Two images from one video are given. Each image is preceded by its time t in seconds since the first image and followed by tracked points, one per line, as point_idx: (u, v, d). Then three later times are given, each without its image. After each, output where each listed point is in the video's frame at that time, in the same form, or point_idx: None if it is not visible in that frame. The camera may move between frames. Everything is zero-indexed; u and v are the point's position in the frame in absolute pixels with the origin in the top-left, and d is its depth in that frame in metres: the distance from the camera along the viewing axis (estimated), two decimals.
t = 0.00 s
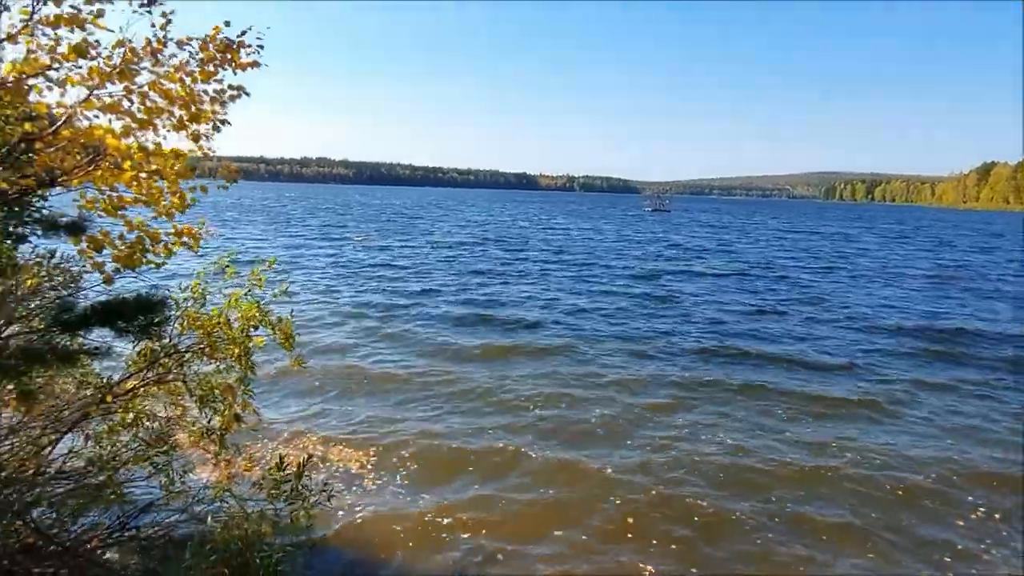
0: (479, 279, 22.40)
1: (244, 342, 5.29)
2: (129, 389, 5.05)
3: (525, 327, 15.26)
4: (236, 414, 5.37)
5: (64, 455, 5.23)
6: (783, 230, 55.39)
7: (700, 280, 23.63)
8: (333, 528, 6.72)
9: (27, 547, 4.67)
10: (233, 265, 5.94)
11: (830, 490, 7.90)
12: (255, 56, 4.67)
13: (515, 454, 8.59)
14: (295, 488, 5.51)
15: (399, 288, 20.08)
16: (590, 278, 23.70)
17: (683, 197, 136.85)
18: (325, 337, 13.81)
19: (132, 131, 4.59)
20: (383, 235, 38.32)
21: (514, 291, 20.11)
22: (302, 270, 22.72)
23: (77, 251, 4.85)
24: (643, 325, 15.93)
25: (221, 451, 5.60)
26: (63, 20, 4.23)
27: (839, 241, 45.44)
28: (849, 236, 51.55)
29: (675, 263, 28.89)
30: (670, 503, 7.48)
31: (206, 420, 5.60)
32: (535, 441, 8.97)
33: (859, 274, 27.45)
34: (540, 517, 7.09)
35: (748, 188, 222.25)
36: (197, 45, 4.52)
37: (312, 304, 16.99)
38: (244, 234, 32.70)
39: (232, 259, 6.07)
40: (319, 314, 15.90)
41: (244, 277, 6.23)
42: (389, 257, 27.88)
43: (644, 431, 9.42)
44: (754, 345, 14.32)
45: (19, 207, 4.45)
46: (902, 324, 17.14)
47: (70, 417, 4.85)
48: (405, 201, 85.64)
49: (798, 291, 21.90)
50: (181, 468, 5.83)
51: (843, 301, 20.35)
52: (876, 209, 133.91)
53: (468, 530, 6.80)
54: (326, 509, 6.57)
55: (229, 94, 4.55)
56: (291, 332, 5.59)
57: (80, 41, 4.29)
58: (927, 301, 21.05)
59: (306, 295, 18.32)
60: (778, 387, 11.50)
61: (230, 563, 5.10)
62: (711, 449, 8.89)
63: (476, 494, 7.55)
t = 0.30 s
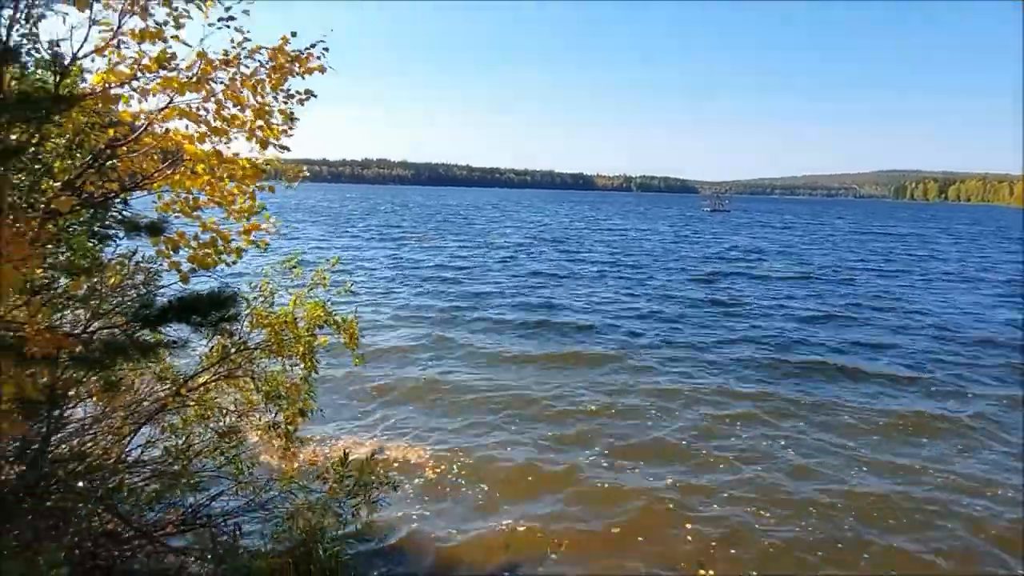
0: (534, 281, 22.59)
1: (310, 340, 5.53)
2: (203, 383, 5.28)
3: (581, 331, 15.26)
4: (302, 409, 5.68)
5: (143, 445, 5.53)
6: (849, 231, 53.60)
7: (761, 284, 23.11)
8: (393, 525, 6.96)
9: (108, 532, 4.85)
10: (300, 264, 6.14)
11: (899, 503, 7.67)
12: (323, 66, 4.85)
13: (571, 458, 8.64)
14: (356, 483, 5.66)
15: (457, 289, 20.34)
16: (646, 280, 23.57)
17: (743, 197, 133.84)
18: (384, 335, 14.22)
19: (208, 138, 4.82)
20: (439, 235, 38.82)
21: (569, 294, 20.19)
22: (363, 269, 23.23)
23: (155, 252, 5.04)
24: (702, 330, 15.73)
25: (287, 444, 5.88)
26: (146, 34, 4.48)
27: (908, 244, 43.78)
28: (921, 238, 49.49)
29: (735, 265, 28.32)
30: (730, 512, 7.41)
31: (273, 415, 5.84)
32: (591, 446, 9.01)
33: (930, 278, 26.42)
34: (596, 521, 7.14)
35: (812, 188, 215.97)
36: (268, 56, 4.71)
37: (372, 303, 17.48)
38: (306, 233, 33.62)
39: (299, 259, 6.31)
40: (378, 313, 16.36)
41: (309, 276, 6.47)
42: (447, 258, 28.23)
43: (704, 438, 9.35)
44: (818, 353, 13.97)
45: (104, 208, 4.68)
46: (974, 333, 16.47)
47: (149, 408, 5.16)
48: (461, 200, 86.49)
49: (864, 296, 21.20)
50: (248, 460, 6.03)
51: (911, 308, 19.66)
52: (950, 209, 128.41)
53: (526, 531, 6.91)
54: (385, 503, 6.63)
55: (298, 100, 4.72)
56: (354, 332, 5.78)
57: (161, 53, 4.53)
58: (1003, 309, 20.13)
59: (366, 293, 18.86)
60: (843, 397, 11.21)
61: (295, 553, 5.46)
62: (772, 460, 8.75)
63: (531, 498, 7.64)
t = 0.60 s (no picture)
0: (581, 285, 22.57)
1: (361, 342, 5.61)
2: (259, 382, 5.47)
3: (631, 338, 15.12)
4: (353, 409, 5.75)
5: (206, 439, 5.72)
6: (911, 235, 51.68)
7: (818, 290, 22.49)
8: (441, 526, 7.07)
9: (171, 523, 5.05)
10: (353, 267, 6.28)
11: (968, 515, 7.35)
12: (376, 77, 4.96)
13: (621, 463, 8.58)
14: (406, 482, 5.74)
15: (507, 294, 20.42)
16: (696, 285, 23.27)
17: (798, 199, 130.50)
18: (433, 338, 14.43)
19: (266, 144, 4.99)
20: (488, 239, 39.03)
21: (617, 300, 20.09)
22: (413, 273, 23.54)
23: (216, 253, 5.22)
24: (755, 338, 15.40)
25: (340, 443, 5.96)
26: (210, 44, 4.66)
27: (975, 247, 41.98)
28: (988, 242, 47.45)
29: (790, 271, 27.63)
30: (785, 523, 7.24)
31: (326, 414, 5.96)
32: (642, 451, 8.92)
33: (999, 283, 25.25)
34: (642, 530, 7.10)
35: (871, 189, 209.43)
36: (324, 62, 4.85)
37: (421, 306, 17.78)
38: (358, 236, 34.26)
39: (354, 262, 6.45)
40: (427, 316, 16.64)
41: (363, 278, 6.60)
42: (496, 261, 28.42)
43: (759, 445, 9.14)
44: (878, 363, 13.51)
45: (165, 217, 4.99)
46: None
47: (208, 405, 5.39)
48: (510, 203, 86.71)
49: (926, 303, 20.43)
50: (301, 458, 6.10)
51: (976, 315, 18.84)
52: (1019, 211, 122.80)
53: (575, 538, 6.92)
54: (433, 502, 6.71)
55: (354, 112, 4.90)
56: (405, 336, 5.86)
57: (223, 62, 4.71)
58: None
59: (415, 296, 19.20)
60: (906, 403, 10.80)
61: (347, 549, 5.64)
62: (830, 469, 8.51)
63: (580, 503, 7.62)
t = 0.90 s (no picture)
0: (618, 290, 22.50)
1: (399, 343, 5.67)
2: (300, 383, 5.57)
3: (669, 343, 14.98)
4: (391, 410, 5.77)
5: (248, 438, 5.83)
6: (959, 237, 50.13)
7: (862, 296, 21.98)
8: (478, 529, 7.08)
9: (216, 519, 5.22)
10: (391, 269, 6.36)
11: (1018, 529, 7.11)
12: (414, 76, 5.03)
13: (658, 470, 8.52)
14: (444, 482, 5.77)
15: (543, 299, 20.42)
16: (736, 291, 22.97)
17: (842, 202, 127.59)
18: (470, 342, 14.56)
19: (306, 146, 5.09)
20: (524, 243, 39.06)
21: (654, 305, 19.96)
22: (450, 277, 23.70)
23: (259, 256, 5.33)
24: (797, 344, 15.12)
25: (377, 443, 6.03)
26: (253, 50, 4.77)
27: None
28: None
29: (833, 275, 27.04)
30: (828, 535, 7.10)
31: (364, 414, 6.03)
32: (679, 458, 8.85)
33: None
34: (678, 538, 7.05)
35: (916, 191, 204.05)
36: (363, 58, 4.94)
37: (458, 310, 17.94)
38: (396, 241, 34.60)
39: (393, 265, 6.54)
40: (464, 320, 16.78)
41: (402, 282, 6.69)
42: (533, 265, 28.48)
43: (800, 454, 8.99)
44: (926, 368, 13.13)
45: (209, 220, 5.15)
46: None
47: (250, 400, 5.60)
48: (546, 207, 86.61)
49: (976, 308, 19.78)
50: (340, 457, 6.18)
51: None
52: None
53: (610, 545, 6.90)
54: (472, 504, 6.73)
55: (391, 111, 5.00)
56: (442, 337, 5.88)
57: (265, 68, 4.82)
58: None
59: (452, 300, 19.37)
60: (957, 409, 10.46)
61: (384, 549, 5.64)
62: (875, 477, 8.31)
63: (617, 510, 7.57)
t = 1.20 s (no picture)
0: (646, 296, 22.39)
1: (428, 346, 5.72)
2: (331, 384, 5.67)
3: (699, 350, 14.87)
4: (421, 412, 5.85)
5: (279, 439, 5.93)
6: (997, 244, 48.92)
7: (897, 303, 21.56)
8: (508, 531, 7.08)
9: (249, 518, 5.28)
10: (424, 273, 6.40)
11: None
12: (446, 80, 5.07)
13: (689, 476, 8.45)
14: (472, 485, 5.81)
15: (570, 305, 20.38)
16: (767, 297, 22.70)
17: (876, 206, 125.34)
18: (498, 345, 14.63)
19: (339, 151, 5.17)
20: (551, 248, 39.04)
21: (683, 311, 19.83)
22: (477, 281, 23.78)
23: (293, 259, 5.43)
24: (829, 352, 14.90)
25: (406, 446, 6.11)
26: (286, 57, 4.86)
27: None
28: None
29: (865, 282, 26.61)
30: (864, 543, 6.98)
31: (393, 417, 6.10)
32: (707, 464, 8.79)
33: None
34: (705, 543, 6.99)
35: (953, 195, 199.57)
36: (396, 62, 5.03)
37: (486, 313, 18.03)
38: (423, 244, 34.86)
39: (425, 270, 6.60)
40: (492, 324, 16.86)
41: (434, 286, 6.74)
42: (562, 270, 28.48)
43: (835, 463, 8.84)
44: (963, 376, 12.86)
45: (245, 224, 5.23)
46: None
47: (281, 406, 5.58)
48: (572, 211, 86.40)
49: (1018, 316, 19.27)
50: (371, 459, 6.22)
51: None
52: None
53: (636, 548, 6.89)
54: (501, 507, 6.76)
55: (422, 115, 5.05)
56: (471, 341, 5.92)
57: (300, 74, 4.91)
58: None
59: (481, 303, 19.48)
60: (996, 417, 10.22)
61: (413, 549, 5.64)
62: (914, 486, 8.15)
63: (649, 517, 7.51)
